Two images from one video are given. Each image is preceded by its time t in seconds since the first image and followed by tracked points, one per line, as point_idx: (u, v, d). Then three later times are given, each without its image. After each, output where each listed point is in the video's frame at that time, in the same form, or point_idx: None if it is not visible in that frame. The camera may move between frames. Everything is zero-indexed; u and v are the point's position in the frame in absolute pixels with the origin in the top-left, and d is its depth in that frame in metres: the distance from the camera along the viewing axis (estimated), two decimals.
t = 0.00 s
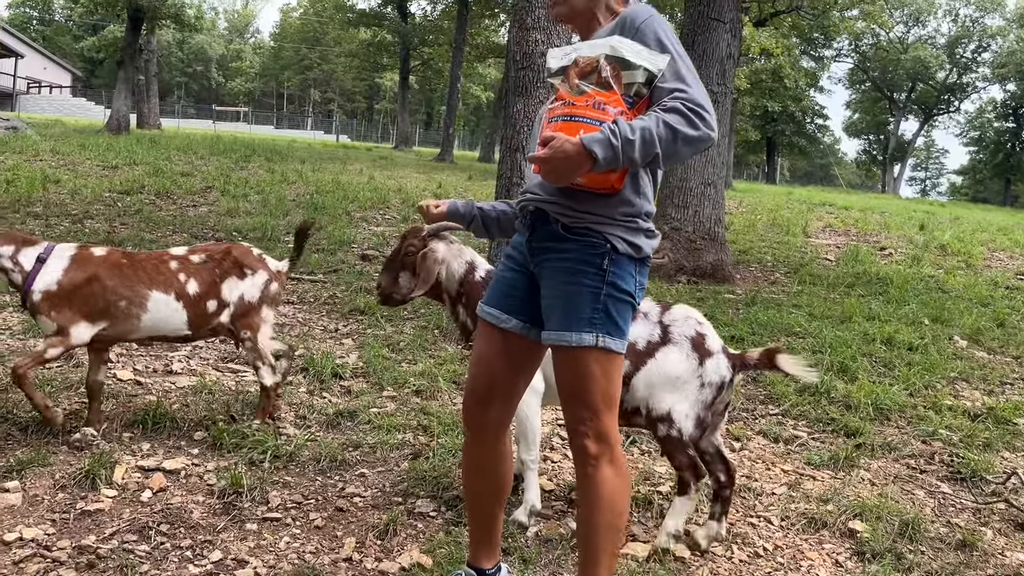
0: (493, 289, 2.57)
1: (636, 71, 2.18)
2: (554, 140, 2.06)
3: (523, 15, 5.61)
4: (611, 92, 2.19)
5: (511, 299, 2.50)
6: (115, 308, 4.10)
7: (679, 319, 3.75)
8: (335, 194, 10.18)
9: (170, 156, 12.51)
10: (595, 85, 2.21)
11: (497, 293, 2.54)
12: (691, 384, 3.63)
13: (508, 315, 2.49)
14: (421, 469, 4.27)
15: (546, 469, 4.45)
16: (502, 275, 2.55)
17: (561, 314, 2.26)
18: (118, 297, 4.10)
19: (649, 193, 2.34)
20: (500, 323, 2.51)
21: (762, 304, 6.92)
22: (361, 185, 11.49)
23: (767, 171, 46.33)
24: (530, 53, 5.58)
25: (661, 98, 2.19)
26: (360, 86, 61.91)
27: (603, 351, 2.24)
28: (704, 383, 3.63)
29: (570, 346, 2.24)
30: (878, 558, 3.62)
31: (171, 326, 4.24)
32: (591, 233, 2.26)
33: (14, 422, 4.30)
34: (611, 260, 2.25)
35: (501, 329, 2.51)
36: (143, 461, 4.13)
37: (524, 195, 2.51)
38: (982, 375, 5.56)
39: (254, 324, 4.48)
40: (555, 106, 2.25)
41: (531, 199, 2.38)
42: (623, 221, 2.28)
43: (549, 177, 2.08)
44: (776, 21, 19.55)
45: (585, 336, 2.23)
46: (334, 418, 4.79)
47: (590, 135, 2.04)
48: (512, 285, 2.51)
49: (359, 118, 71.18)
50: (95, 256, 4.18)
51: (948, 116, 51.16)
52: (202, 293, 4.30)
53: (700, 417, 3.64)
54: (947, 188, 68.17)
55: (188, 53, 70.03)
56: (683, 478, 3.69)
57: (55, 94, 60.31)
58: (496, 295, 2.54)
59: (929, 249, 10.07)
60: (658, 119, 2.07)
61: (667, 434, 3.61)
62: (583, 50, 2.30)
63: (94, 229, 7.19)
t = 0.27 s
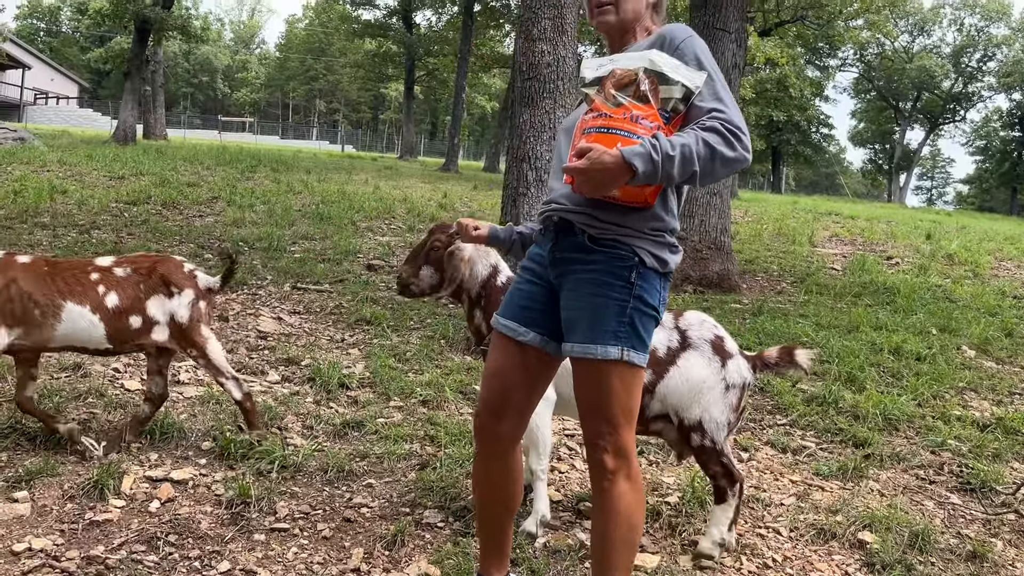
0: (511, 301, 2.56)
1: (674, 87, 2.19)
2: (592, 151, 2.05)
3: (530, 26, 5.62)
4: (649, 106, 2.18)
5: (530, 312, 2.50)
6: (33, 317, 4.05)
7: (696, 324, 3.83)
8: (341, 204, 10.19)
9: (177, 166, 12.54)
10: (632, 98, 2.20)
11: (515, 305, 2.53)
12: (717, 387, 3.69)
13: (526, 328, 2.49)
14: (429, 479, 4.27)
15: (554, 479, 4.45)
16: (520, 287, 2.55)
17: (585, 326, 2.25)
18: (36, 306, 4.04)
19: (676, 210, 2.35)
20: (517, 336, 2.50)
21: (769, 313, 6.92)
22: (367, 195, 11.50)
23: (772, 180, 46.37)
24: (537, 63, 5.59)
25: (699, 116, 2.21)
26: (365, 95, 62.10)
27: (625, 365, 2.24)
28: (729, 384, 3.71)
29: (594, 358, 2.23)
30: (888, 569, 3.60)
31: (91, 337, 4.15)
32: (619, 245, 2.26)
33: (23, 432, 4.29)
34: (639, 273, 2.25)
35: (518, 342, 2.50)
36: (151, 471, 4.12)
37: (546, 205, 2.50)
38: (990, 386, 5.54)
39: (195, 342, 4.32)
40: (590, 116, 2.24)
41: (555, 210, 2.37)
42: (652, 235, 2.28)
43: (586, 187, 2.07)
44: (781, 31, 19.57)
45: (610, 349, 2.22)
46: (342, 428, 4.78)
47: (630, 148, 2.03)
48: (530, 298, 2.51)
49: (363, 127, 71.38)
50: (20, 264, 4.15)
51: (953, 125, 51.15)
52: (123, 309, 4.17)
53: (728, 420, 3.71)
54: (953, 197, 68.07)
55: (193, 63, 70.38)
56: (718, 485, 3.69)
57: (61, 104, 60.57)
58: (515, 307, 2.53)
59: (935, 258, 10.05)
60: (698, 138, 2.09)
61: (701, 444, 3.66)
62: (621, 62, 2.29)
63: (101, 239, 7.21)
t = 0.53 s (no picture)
0: (517, 315, 2.54)
1: (689, 103, 2.20)
2: (609, 165, 2.04)
3: (530, 40, 5.64)
4: (664, 122, 2.17)
5: (537, 326, 2.48)
6: None
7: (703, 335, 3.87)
8: (342, 216, 10.22)
9: (179, 179, 12.59)
10: (647, 113, 2.19)
11: (521, 319, 2.52)
12: (724, 397, 3.72)
13: (534, 343, 2.47)
14: (429, 492, 4.26)
15: (553, 492, 4.44)
16: (526, 301, 2.53)
17: (595, 340, 2.23)
18: None
19: (687, 226, 2.35)
20: (525, 351, 2.48)
21: (769, 325, 6.92)
22: (368, 208, 11.54)
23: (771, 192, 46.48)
24: (537, 77, 5.60)
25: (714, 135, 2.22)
26: (367, 108, 62.36)
27: (635, 380, 2.22)
28: (735, 395, 3.76)
29: (603, 372, 2.22)
30: None
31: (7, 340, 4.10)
32: (630, 260, 2.24)
33: (22, 445, 4.29)
34: (650, 287, 2.24)
35: (524, 356, 2.48)
36: (150, 484, 4.12)
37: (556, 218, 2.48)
38: (990, 398, 5.54)
39: (96, 346, 4.19)
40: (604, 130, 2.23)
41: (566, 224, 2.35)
42: (663, 250, 2.28)
43: (603, 200, 2.06)
44: (779, 44, 19.64)
45: (620, 363, 2.21)
46: (341, 441, 4.77)
47: (647, 164, 2.03)
48: (538, 313, 2.49)
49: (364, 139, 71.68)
50: None
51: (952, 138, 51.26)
52: (40, 313, 4.11)
53: (734, 431, 3.75)
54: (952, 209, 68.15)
55: (195, 76, 70.74)
56: (721, 500, 3.70)
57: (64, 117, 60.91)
58: (522, 321, 2.52)
59: (935, 271, 10.06)
60: (715, 155, 2.09)
61: (710, 456, 3.66)
62: (637, 78, 2.30)
63: (103, 252, 7.23)
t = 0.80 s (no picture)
0: (514, 329, 2.48)
1: (685, 117, 2.13)
2: (602, 181, 2.01)
3: (523, 54, 5.63)
4: (659, 137, 2.12)
5: (533, 341, 2.42)
6: None
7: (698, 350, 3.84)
8: (336, 229, 10.22)
9: (173, 192, 12.60)
10: (641, 127, 2.15)
11: (516, 334, 2.46)
12: (718, 410, 3.70)
13: (530, 357, 2.41)
14: (420, 508, 4.23)
15: (545, 508, 4.40)
16: (524, 315, 2.48)
17: (590, 356, 2.19)
18: None
19: (684, 241, 2.31)
20: (520, 366, 2.43)
21: (763, 339, 6.90)
22: (362, 221, 11.54)
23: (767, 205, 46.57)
24: (530, 91, 5.58)
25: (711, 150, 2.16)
26: (364, 121, 62.62)
27: (629, 397, 2.18)
28: (729, 408, 3.74)
29: (597, 389, 2.18)
30: None
31: None
32: (627, 275, 2.20)
33: (8, 460, 4.25)
34: (645, 303, 2.19)
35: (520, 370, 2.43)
36: (137, 500, 4.07)
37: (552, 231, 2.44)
38: (984, 413, 5.51)
39: None
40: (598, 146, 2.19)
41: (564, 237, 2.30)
42: (660, 265, 2.23)
43: (596, 217, 2.03)
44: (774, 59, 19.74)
45: (615, 381, 2.17)
46: (331, 456, 4.74)
47: (640, 180, 1.99)
48: (534, 327, 2.44)
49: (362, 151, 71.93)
50: None
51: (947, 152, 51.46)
52: None
53: (728, 445, 3.71)
54: (947, 223, 68.34)
55: (193, 90, 71.04)
56: (714, 515, 3.63)
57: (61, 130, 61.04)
58: (516, 335, 2.46)
59: (929, 284, 10.06)
60: (710, 170, 2.04)
61: (705, 469, 3.61)
62: (630, 92, 2.23)
63: (95, 265, 7.22)
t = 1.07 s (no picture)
0: (514, 341, 2.48)
1: (667, 127, 2.14)
2: (585, 202, 2.05)
3: (515, 67, 5.63)
4: (642, 150, 2.14)
5: (532, 353, 2.43)
6: None
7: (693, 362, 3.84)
8: (328, 241, 10.20)
9: (164, 203, 12.57)
10: (624, 143, 2.17)
11: (516, 345, 2.46)
12: (710, 424, 3.68)
13: (527, 369, 2.41)
14: (409, 523, 4.19)
15: (536, 522, 4.37)
16: (525, 326, 2.49)
17: (584, 372, 2.20)
18: None
19: (682, 254, 2.29)
20: (518, 378, 2.42)
21: (755, 352, 6.90)
22: (354, 233, 11.53)
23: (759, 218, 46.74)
24: (522, 104, 5.58)
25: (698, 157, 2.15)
26: (357, 133, 62.69)
27: (624, 413, 2.17)
28: (721, 421, 3.73)
29: (591, 404, 2.17)
30: None
31: None
32: (621, 290, 2.20)
33: None
34: (639, 319, 2.19)
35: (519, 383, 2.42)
36: (123, 515, 4.03)
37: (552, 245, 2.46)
38: (976, 426, 5.51)
39: None
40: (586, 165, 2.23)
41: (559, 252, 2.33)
42: (655, 279, 2.22)
43: (581, 238, 2.06)
44: (765, 73, 19.85)
45: (608, 396, 2.16)
46: (320, 470, 4.70)
47: (621, 197, 2.01)
48: (533, 339, 2.44)
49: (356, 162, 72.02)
50: None
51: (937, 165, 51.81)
52: None
53: (719, 458, 3.70)
54: (938, 236, 68.67)
55: (186, 102, 71.13)
56: (704, 529, 3.61)
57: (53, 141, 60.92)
58: (516, 347, 2.47)
59: (920, 297, 10.08)
60: (693, 181, 2.04)
61: (698, 481, 3.59)
62: (613, 109, 2.26)
63: (84, 277, 7.19)
